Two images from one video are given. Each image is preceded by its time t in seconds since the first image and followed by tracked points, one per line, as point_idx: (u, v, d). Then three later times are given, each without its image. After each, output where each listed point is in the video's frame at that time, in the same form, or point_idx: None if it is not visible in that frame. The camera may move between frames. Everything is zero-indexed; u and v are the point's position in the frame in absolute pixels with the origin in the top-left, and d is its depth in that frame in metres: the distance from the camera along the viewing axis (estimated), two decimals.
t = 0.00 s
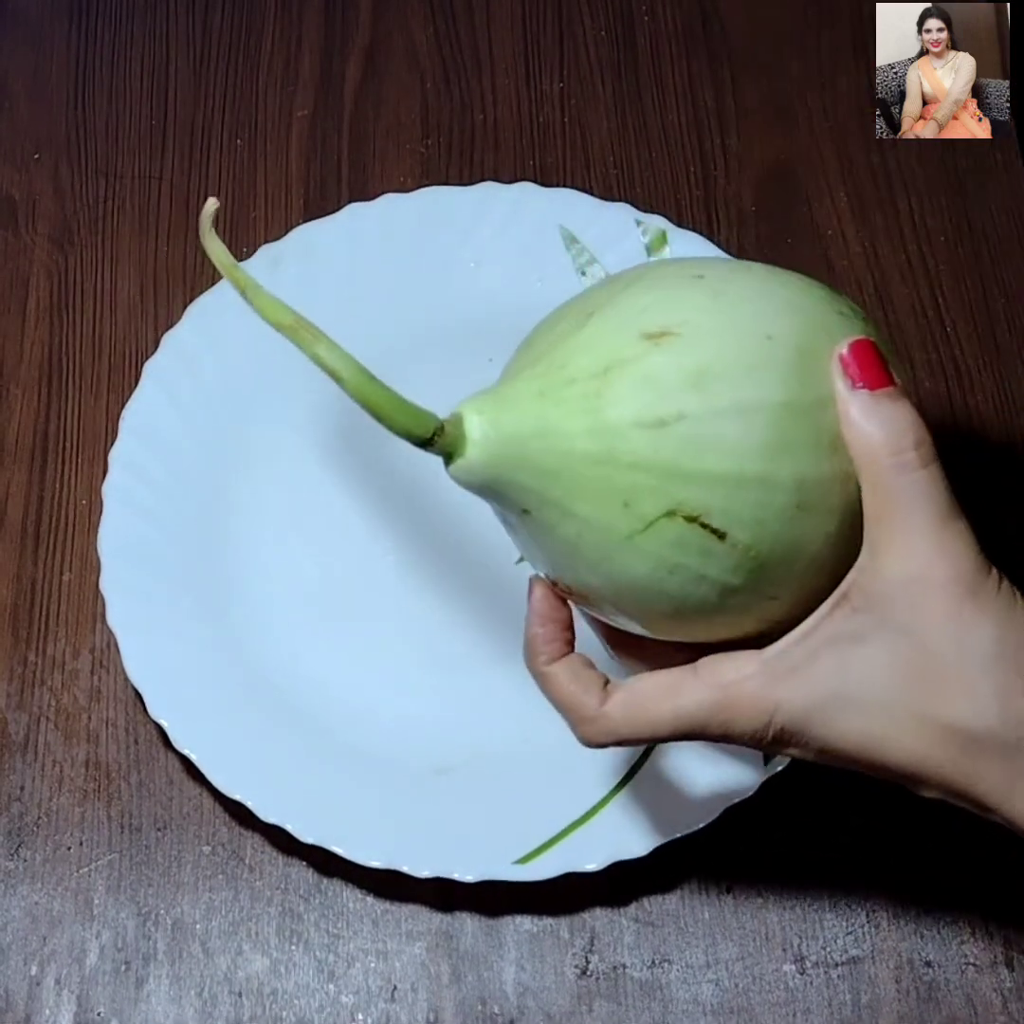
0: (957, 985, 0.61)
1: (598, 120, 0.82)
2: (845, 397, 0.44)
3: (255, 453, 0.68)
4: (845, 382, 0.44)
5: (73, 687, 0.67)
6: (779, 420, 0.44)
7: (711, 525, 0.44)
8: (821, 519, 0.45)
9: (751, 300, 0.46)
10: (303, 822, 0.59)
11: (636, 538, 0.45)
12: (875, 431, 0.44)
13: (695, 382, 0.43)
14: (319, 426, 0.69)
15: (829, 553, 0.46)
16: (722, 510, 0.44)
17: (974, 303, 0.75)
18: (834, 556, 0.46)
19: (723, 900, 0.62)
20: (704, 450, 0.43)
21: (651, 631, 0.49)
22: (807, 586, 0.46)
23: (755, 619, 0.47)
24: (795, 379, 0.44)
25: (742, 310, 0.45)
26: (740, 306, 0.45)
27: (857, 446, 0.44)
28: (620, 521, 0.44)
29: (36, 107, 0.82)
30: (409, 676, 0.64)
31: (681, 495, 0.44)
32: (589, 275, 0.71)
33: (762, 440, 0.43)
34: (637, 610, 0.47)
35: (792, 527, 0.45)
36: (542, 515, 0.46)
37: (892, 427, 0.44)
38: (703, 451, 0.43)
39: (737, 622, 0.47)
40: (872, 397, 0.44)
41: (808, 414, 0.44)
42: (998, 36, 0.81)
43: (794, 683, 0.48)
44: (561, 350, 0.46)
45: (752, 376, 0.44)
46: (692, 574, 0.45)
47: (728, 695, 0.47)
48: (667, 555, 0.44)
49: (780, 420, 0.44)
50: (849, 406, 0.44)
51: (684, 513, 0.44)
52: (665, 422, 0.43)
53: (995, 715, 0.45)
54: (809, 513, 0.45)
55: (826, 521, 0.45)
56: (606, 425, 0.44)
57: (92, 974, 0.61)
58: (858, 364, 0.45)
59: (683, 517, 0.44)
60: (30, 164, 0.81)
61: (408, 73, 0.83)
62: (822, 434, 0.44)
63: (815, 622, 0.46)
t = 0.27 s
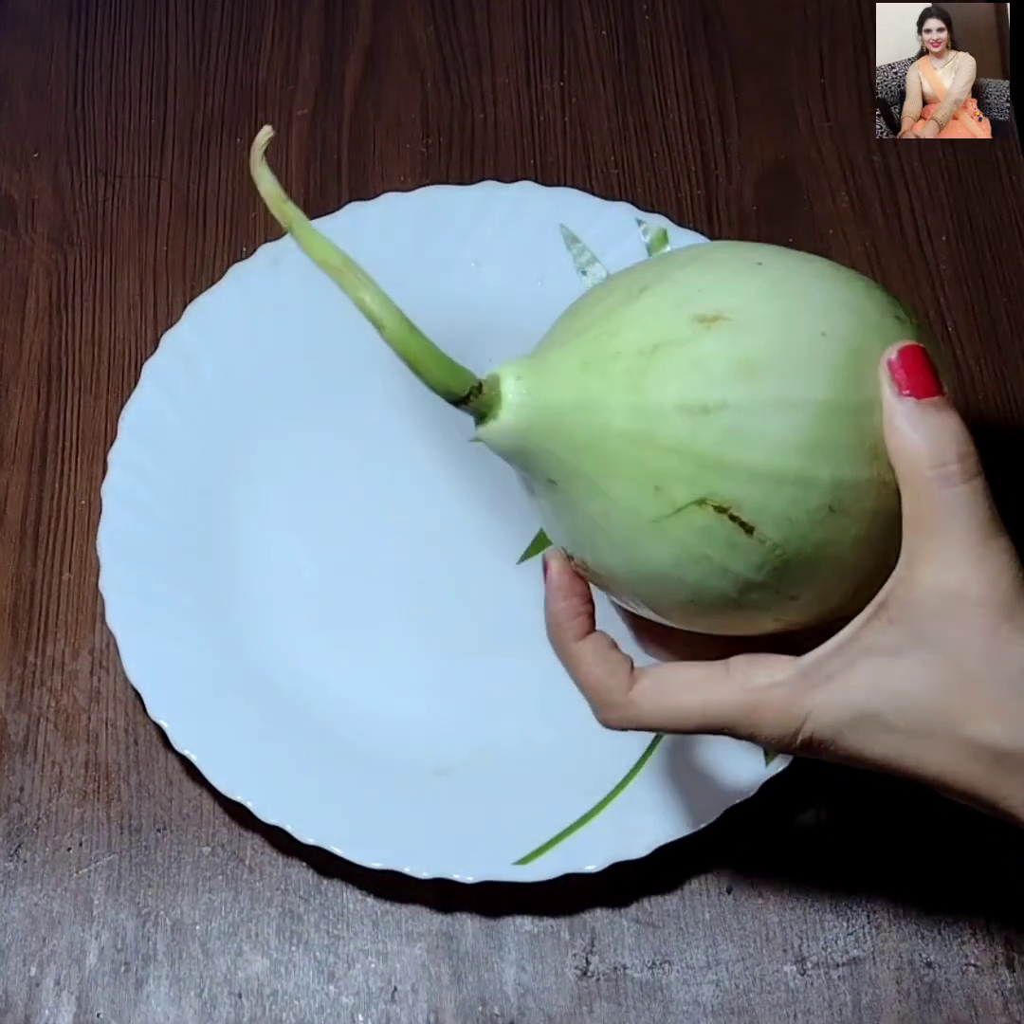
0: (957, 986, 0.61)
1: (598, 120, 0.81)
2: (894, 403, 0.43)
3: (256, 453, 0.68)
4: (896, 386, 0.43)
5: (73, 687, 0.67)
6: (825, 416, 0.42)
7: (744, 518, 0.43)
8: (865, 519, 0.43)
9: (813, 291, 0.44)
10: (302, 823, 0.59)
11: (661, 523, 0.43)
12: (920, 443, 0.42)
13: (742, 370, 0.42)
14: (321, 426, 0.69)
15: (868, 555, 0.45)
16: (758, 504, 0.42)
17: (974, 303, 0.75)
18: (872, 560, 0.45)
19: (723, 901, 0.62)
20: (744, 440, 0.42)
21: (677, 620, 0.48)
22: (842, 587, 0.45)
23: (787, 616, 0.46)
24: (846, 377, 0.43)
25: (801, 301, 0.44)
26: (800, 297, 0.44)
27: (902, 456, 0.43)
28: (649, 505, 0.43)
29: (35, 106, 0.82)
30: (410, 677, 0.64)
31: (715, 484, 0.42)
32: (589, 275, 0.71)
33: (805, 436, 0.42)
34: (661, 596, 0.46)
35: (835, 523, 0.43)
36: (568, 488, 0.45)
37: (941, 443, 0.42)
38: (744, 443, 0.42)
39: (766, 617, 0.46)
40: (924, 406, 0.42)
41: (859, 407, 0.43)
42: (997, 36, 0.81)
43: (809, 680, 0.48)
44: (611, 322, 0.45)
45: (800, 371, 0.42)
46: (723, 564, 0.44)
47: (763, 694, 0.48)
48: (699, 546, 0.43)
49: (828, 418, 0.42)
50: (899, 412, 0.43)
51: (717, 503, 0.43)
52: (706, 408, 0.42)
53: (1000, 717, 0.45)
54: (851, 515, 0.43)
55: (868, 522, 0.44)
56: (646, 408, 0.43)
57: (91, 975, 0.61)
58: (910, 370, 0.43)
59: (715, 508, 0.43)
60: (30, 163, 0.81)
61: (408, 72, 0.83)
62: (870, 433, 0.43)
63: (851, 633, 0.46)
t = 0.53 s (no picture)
0: (957, 987, 0.61)
1: (598, 120, 0.82)
2: (885, 419, 0.41)
3: (256, 453, 0.68)
4: (885, 400, 0.42)
5: (73, 687, 0.67)
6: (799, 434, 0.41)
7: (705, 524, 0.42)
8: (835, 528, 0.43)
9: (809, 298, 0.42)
10: (302, 823, 0.59)
11: (625, 520, 0.43)
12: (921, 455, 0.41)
13: (718, 377, 0.41)
14: (321, 426, 0.69)
15: (840, 561, 0.44)
16: (722, 513, 0.42)
17: (974, 303, 0.75)
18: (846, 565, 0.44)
19: (723, 901, 0.62)
20: (711, 447, 0.41)
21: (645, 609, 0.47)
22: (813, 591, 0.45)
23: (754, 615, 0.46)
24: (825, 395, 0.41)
25: (793, 306, 0.42)
26: (792, 302, 0.42)
27: (901, 471, 0.42)
28: (613, 501, 0.43)
29: (35, 107, 0.82)
30: (409, 677, 0.64)
31: (678, 487, 0.42)
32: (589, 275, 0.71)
33: (774, 449, 0.41)
34: (627, 586, 0.46)
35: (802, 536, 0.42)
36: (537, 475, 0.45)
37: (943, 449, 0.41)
38: (713, 452, 0.41)
39: (732, 614, 0.46)
40: (917, 417, 0.41)
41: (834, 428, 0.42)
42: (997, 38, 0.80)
43: (814, 677, 0.48)
44: (594, 310, 0.44)
45: (775, 384, 0.41)
46: (681, 564, 0.43)
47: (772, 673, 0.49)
48: (661, 547, 0.43)
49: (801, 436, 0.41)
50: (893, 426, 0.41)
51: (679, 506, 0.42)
52: (676, 412, 0.41)
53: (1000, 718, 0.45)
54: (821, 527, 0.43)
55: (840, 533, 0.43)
56: (616, 406, 0.42)
57: (91, 975, 0.61)
58: (897, 379, 0.42)
59: (677, 512, 0.42)
60: (30, 164, 0.81)
61: (408, 73, 0.83)
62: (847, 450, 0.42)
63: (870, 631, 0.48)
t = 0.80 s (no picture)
0: (957, 986, 0.61)
1: (598, 120, 0.82)
2: (932, 447, 0.40)
3: (256, 453, 0.69)
4: (932, 427, 0.40)
5: (73, 687, 0.67)
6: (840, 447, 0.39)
7: (732, 527, 0.40)
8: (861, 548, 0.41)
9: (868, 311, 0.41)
10: (302, 822, 0.58)
11: (645, 512, 0.40)
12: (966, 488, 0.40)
13: (767, 374, 0.39)
14: (321, 427, 0.69)
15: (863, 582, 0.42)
16: (754, 519, 0.40)
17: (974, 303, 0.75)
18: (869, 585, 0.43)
19: (723, 901, 0.62)
20: (751, 445, 0.39)
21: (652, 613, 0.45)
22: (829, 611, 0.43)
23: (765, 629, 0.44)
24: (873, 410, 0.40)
25: (849, 315, 0.40)
26: (850, 311, 0.40)
27: (945, 503, 0.40)
28: (638, 493, 0.40)
29: (35, 107, 0.82)
30: (409, 677, 0.64)
31: (710, 485, 0.39)
32: (589, 275, 0.71)
33: (814, 458, 0.39)
34: (637, 587, 0.43)
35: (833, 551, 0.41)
36: (559, 452, 0.42)
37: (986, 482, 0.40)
38: (751, 453, 0.39)
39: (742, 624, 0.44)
40: (964, 447, 0.40)
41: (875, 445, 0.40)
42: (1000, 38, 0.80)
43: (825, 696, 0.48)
44: (643, 290, 0.41)
45: (824, 391, 0.39)
46: (703, 567, 0.41)
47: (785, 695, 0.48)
48: (687, 548, 0.40)
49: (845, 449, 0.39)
50: (939, 453, 0.40)
51: (709, 505, 0.40)
52: (715, 405, 0.39)
53: (1002, 720, 0.45)
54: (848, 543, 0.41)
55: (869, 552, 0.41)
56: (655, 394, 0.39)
57: (92, 975, 0.61)
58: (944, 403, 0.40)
59: (705, 511, 0.40)
60: (30, 164, 0.81)
61: (408, 72, 0.83)
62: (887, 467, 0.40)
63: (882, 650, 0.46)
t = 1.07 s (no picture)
0: (957, 987, 0.60)
1: (598, 120, 0.82)
2: (915, 505, 0.39)
3: (256, 453, 0.69)
4: (916, 485, 0.39)
5: (73, 687, 0.67)
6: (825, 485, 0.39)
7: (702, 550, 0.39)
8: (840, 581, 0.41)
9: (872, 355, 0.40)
10: (302, 823, 0.58)
11: (619, 522, 0.39)
12: (948, 546, 0.39)
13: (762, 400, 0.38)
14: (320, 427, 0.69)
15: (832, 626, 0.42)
16: (727, 546, 0.39)
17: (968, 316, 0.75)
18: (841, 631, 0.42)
19: (723, 901, 0.62)
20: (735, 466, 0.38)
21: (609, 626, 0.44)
22: (798, 650, 0.43)
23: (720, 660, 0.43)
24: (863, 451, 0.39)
25: (854, 355, 0.40)
26: (855, 353, 0.40)
27: (929, 561, 0.39)
28: (614, 499, 0.39)
29: (35, 107, 0.82)
30: (409, 677, 0.64)
31: (688, 503, 0.39)
32: (589, 275, 0.71)
33: (797, 493, 0.38)
34: (596, 595, 0.42)
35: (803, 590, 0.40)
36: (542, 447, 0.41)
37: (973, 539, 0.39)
38: (735, 478, 0.38)
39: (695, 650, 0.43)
40: (949, 509, 0.39)
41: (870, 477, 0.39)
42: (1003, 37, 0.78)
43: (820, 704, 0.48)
44: (654, 296, 0.40)
45: (816, 426, 0.38)
46: (665, 585, 0.40)
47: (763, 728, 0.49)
48: (658, 566, 0.40)
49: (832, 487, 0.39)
50: (919, 510, 0.39)
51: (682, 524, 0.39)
52: (707, 425, 0.38)
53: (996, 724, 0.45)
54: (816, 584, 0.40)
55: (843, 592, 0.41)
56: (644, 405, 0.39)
57: (92, 975, 0.61)
58: (930, 459, 0.39)
59: (678, 530, 0.39)
60: (30, 164, 0.81)
61: (408, 73, 0.83)
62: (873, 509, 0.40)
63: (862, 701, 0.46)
